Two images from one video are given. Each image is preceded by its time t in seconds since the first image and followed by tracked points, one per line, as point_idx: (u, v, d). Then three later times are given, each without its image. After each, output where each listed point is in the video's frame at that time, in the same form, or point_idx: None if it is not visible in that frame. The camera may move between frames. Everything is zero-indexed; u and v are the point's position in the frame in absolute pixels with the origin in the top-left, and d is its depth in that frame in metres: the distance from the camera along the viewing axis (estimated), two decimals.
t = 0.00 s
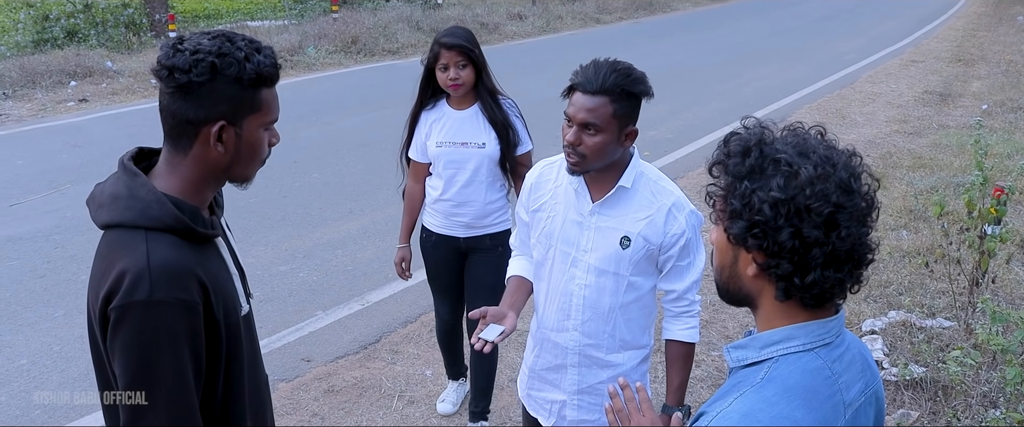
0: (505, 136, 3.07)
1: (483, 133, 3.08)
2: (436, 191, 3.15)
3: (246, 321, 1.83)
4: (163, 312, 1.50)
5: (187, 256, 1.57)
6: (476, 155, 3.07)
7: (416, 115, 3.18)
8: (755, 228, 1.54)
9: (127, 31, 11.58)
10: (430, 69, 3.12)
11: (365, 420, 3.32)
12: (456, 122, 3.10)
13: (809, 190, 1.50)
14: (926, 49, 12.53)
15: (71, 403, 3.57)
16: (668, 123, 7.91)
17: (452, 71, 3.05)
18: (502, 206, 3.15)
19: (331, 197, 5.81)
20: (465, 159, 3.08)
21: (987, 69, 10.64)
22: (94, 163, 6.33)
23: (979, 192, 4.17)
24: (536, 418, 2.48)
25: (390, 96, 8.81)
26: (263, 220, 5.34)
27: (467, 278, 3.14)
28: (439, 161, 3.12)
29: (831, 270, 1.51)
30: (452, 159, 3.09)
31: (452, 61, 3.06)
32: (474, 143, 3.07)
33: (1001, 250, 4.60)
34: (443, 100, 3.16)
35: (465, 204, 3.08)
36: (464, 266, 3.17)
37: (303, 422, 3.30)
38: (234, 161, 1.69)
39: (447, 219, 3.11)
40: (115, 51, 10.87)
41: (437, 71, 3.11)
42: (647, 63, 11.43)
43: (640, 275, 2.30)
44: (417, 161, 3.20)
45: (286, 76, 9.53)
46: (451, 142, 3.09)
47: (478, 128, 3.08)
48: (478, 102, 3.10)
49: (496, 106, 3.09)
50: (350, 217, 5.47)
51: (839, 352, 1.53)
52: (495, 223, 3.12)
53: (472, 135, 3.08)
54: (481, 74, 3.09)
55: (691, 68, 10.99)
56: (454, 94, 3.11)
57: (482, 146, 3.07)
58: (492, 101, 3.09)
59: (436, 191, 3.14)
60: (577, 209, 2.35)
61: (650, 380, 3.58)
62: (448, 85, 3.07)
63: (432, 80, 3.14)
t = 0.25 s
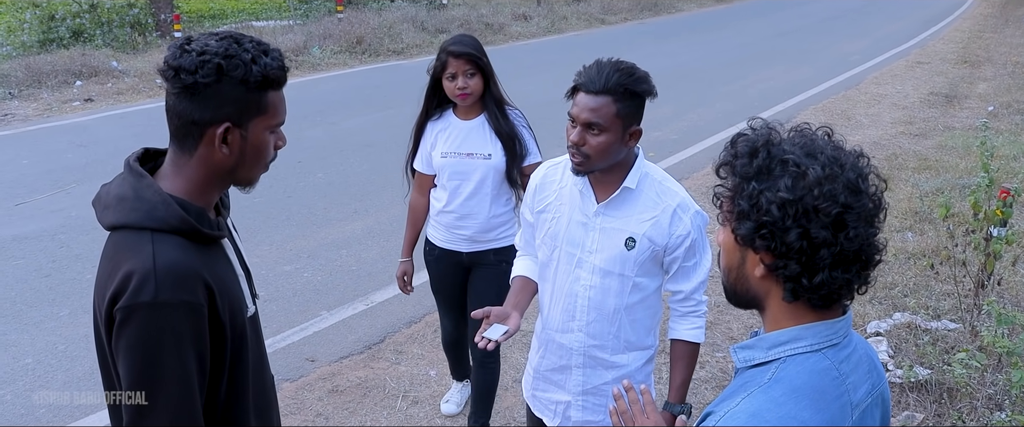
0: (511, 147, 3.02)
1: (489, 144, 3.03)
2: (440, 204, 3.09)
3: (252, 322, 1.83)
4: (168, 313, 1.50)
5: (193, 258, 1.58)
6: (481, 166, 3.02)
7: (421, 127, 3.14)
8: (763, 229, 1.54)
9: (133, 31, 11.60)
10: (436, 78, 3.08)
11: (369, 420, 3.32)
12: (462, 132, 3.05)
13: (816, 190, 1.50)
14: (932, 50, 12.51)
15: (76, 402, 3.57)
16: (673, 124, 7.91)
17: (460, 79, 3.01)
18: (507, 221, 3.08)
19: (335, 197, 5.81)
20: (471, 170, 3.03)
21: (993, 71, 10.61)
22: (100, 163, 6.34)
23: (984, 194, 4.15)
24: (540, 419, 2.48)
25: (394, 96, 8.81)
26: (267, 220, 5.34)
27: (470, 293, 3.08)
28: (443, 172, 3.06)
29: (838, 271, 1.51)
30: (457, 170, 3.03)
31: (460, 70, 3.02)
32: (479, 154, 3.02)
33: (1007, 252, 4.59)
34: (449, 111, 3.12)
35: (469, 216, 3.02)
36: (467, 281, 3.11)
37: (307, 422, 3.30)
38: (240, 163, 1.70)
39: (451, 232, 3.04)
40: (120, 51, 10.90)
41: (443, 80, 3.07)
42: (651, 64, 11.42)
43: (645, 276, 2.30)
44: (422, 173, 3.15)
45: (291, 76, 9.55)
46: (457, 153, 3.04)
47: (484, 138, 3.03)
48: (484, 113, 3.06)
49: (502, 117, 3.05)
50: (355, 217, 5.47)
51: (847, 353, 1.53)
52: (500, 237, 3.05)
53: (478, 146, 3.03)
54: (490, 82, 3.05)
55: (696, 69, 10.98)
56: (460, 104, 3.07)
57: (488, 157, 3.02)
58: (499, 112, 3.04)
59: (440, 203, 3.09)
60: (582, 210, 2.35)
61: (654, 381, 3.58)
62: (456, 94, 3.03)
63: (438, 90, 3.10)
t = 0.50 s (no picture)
0: (516, 154, 2.96)
1: (495, 150, 2.98)
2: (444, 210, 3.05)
3: (256, 323, 1.83)
4: (171, 314, 1.50)
5: (197, 259, 1.58)
6: (486, 173, 2.97)
7: (427, 132, 3.10)
8: (766, 229, 1.53)
9: (136, 31, 11.60)
10: (442, 82, 3.03)
11: (371, 419, 3.32)
12: (467, 138, 3.00)
13: (819, 191, 1.50)
14: (935, 51, 12.50)
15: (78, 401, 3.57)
16: (676, 125, 7.90)
17: (466, 83, 2.96)
18: (513, 228, 3.03)
19: (338, 197, 5.82)
20: (475, 177, 2.98)
21: (997, 72, 10.61)
22: (102, 162, 6.35)
23: (987, 195, 4.14)
24: (544, 419, 2.48)
25: (397, 96, 8.82)
26: (270, 219, 5.34)
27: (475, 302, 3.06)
28: (447, 178, 3.02)
29: (841, 271, 1.50)
30: (462, 176, 2.99)
31: (466, 74, 2.98)
32: (484, 160, 2.97)
33: (1010, 253, 4.58)
34: (454, 116, 3.07)
35: (473, 224, 2.98)
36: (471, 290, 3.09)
37: (309, 421, 3.30)
38: (244, 164, 1.69)
39: (456, 240, 3.01)
40: (124, 50, 10.92)
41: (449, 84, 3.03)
42: (654, 65, 11.42)
43: (648, 277, 2.30)
44: (426, 179, 3.11)
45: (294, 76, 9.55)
46: (461, 159, 2.99)
47: (489, 144, 2.98)
48: (490, 118, 3.01)
49: (508, 122, 2.99)
50: (357, 217, 5.48)
51: (850, 353, 1.53)
52: (504, 244, 3.01)
53: (483, 151, 2.98)
54: (495, 87, 3.01)
55: (699, 69, 10.98)
56: (466, 109, 3.03)
57: (493, 164, 2.96)
58: (504, 116, 2.99)
59: (444, 210, 3.05)
60: (585, 210, 2.35)
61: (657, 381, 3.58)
62: (462, 98, 2.98)
63: (443, 95, 3.05)
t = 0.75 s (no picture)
0: (520, 158, 2.94)
1: (498, 154, 2.95)
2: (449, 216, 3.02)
3: (260, 323, 1.83)
4: (173, 315, 1.50)
5: (200, 260, 1.58)
6: (490, 177, 2.94)
7: (430, 137, 3.07)
8: (768, 229, 1.53)
9: (138, 30, 11.61)
10: (445, 86, 3.01)
11: (373, 419, 3.32)
12: (471, 142, 2.98)
13: (821, 190, 1.50)
14: (937, 51, 12.49)
15: (81, 400, 3.57)
16: (678, 125, 7.90)
17: (471, 86, 2.95)
18: (518, 233, 3.01)
19: (340, 196, 5.82)
20: (479, 181, 2.95)
21: (999, 72, 10.60)
22: (104, 162, 6.35)
23: (990, 195, 4.14)
24: (546, 418, 2.48)
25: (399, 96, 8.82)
26: (272, 219, 5.35)
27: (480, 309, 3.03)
28: (451, 183, 2.99)
29: (842, 270, 1.51)
30: (466, 181, 2.96)
31: (471, 77, 2.96)
32: (488, 165, 2.94)
33: (1012, 253, 4.58)
34: (458, 120, 3.05)
35: (478, 230, 2.95)
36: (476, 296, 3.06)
37: (311, 421, 3.30)
38: (250, 165, 1.70)
39: (460, 246, 2.98)
40: (126, 49, 10.93)
41: (452, 88, 3.01)
42: (656, 64, 11.42)
43: (650, 276, 2.30)
44: (430, 183, 3.08)
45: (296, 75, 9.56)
46: (465, 163, 2.97)
47: (493, 148, 2.96)
48: (494, 122, 2.99)
49: (512, 127, 2.98)
50: (359, 216, 5.48)
51: (852, 352, 1.53)
52: (510, 250, 2.99)
53: (486, 156, 2.95)
54: (500, 90, 2.99)
55: (701, 69, 10.98)
56: (470, 113, 3.00)
57: (497, 168, 2.94)
58: (508, 121, 2.97)
59: (448, 216, 3.02)
60: (587, 210, 2.35)
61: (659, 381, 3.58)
62: (467, 101, 2.96)
63: (447, 98, 3.03)
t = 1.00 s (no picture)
0: (524, 161, 2.88)
1: (501, 157, 2.90)
2: (453, 220, 2.97)
3: (263, 322, 1.83)
4: (177, 315, 1.50)
5: (204, 260, 1.57)
6: (494, 181, 2.88)
7: (433, 139, 3.02)
8: (771, 228, 1.53)
9: (139, 29, 11.62)
10: (446, 88, 2.94)
11: (374, 419, 3.32)
12: (474, 145, 2.92)
13: (824, 190, 1.50)
14: (939, 51, 12.49)
15: (82, 399, 3.57)
16: (680, 124, 7.90)
17: (474, 90, 2.88)
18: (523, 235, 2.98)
19: (341, 195, 5.82)
20: (483, 185, 2.89)
21: (1001, 71, 10.60)
22: (106, 161, 6.36)
23: (991, 195, 4.14)
24: (547, 416, 2.48)
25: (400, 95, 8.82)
26: (273, 218, 5.35)
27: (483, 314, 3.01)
28: (454, 187, 2.93)
29: (845, 268, 1.51)
30: (469, 184, 2.90)
31: (473, 80, 2.89)
32: (492, 168, 2.89)
33: (1013, 253, 4.58)
34: (461, 122, 3.00)
35: (483, 234, 2.90)
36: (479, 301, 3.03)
37: (312, 420, 3.30)
38: (255, 165, 1.70)
39: (465, 250, 2.93)
40: (127, 49, 10.94)
41: (454, 90, 2.94)
42: (657, 63, 11.42)
43: (652, 275, 2.30)
44: (434, 186, 3.05)
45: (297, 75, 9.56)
46: (467, 167, 2.91)
47: (497, 151, 2.90)
48: (497, 124, 2.93)
49: (515, 128, 2.92)
50: (361, 215, 5.48)
51: (852, 351, 1.53)
52: (516, 253, 2.96)
53: (490, 159, 2.90)
54: (502, 92, 2.92)
55: (702, 68, 10.98)
56: (472, 115, 2.94)
57: (501, 171, 2.88)
58: (510, 123, 2.91)
59: (452, 220, 2.96)
60: (589, 209, 2.35)
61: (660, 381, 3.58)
62: (469, 105, 2.90)
63: (448, 100, 2.97)
